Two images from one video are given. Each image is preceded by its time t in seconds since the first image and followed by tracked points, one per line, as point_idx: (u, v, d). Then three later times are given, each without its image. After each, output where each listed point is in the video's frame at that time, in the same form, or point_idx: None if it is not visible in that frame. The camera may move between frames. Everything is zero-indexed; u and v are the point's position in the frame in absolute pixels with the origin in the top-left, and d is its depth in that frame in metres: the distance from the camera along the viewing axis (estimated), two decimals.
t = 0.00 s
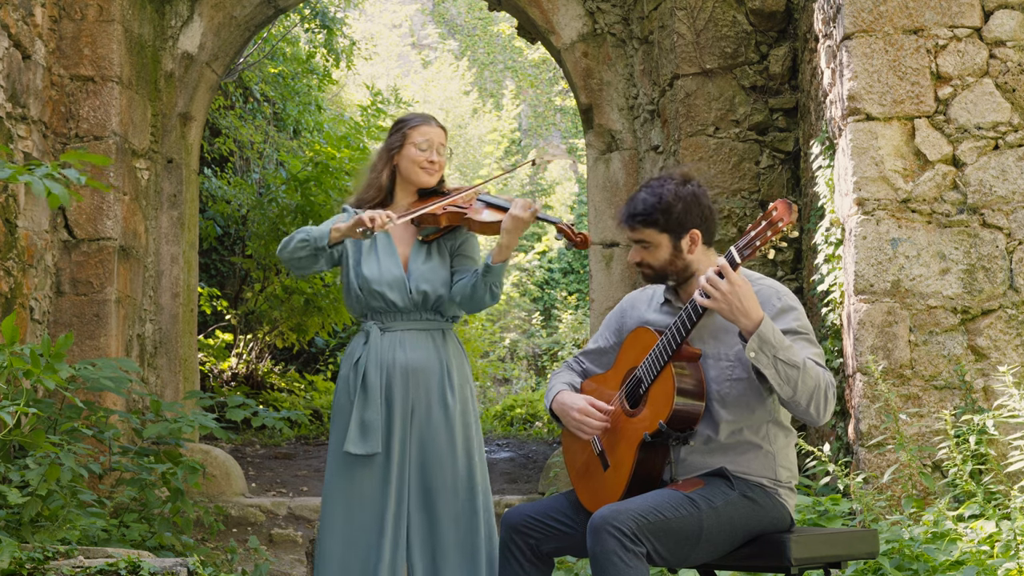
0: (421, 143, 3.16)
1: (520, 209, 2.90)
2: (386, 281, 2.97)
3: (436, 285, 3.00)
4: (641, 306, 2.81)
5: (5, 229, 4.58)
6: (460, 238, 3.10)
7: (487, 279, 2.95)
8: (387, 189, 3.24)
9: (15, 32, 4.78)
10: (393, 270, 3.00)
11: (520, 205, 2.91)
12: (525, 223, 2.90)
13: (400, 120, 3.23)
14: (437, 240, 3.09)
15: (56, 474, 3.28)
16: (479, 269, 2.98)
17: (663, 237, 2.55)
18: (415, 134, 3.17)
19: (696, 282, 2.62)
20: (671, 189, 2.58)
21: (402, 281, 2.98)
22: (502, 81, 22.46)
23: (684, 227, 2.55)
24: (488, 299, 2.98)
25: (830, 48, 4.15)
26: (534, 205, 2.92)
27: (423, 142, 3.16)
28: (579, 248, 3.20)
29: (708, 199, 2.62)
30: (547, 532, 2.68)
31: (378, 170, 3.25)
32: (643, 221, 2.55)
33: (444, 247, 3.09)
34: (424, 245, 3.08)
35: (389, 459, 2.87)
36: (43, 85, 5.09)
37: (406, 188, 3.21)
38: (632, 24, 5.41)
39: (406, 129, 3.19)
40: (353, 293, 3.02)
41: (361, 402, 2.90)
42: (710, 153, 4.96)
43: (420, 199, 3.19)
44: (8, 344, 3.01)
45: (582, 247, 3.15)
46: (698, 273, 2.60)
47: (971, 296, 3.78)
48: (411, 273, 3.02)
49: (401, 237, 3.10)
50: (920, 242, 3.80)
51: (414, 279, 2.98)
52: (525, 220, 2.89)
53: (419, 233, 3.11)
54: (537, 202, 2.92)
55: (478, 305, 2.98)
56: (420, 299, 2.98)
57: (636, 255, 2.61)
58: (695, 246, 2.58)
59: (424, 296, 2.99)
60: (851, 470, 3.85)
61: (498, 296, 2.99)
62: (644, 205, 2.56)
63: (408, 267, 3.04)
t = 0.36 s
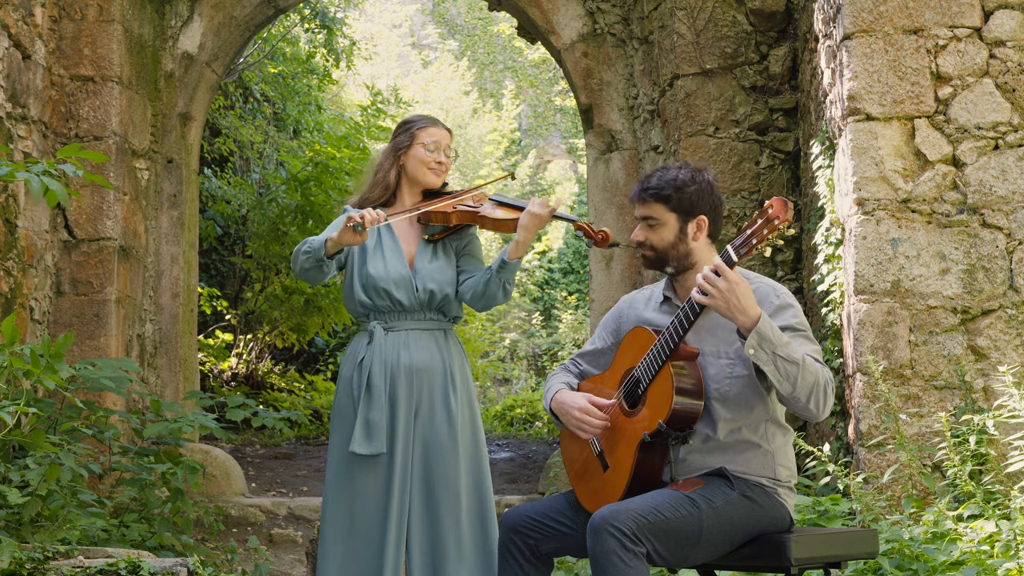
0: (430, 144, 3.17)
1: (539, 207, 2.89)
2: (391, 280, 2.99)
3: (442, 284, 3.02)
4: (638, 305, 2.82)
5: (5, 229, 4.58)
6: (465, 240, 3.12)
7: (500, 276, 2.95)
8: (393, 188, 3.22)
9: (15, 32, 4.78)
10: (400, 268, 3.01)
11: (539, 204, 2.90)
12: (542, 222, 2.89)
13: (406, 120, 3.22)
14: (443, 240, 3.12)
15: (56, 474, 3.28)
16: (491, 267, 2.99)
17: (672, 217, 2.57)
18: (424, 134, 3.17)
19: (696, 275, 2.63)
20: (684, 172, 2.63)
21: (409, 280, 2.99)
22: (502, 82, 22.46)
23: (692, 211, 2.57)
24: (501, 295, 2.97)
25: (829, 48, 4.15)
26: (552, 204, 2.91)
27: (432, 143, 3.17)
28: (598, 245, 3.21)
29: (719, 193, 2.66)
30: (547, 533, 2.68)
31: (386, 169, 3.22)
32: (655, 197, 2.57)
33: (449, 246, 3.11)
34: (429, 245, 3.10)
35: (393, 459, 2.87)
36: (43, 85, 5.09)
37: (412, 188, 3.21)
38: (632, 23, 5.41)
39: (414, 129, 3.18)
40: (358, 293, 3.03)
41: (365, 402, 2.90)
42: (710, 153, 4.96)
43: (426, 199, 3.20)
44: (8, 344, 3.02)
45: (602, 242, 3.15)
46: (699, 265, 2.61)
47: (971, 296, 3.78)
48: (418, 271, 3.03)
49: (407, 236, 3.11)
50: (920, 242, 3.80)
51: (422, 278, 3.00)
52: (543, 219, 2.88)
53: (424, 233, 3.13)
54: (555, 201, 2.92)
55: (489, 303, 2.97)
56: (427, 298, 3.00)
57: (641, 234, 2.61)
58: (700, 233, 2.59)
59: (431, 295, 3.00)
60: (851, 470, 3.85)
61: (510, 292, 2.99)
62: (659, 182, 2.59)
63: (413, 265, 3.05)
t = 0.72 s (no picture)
0: (432, 145, 3.17)
1: (550, 204, 2.93)
2: (397, 279, 2.99)
3: (447, 284, 3.03)
4: (645, 304, 2.82)
5: (5, 229, 4.58)
6: (468, 240, 3.14)
7: (510, 275, 2.97)
8: (395, 189, 3.21)
9: (15, 32, 4.78)
10: (406, 268, 3.01)
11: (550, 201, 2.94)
12: (553, 220, 2.93)
13: (406, 122, 3.22)
14: (446, 240, 3.12)
15: (56, 474, 3.28)
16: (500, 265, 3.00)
17: (693, 210, 2.57)
18: (427, 135, 3.17)
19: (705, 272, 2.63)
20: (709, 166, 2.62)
21: (415, 279, 3.00)
22: (502, 82, 22.47)
23: (714, 207, 2.57)
24: (510, 294, 2.98)
25: (830, 48, 4.16)
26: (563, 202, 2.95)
27: (434, 143, 3.17)
28: (609, 243, 3.21)
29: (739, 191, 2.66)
30: (547, 533, 2.68)
31: (388, 169, 3.20)
32: (678, 187, 2.57)
33: (453, 246, 3.12)
34: (433, 245, 3.10)
35: (398, 459, 2.87)
36: (43, 85, 5.09)
37: (414, 188, 3.21)
38: (632, 24, 5.41)
39: (416, 130, 3.18)
40: (363, 293, 3.02)
41: (370, 402, 2.90)
42: (710, 152, 4.96)
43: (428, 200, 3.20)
44: (8, 344, 3.01)
45: (613, 241, 3.16)
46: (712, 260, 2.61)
47: (971, 296, 3.78)
48: (422, 271, 3.04)
49: (411, 235, 3.11)
50: (920, 242, 3.80)
51: (429, 277, 3.01)
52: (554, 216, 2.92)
53: (428, 233, 3.13)
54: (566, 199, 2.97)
55: (497, 301, 2.99)
56: (432, 300, 3.01)
57: (659, 223, 2.60)
58: (718, 229, 2.59)
59: (436, 295, 3.02)
60: (851, 470, 3.85)
61: (518, 291, 3.00)
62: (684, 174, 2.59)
63: (418, 264, 3.06)
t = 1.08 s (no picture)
0: (430, 145, 3.17)
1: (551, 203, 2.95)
2: (398, 280, 2.99)
3: (449, 283, 3.03)
4: (657, 300, 2.81)
5: (6, 229, 4.58)
6: (469, 239, 3.14)
7: (511, 273, 2.98)
8: (395, 191, 3.20)
9: (15, 32, 4.78)
10: (407, 268, 3.02)
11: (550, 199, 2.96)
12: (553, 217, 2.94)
13: (403, 122, 3.21)
14: (447, 240, 3.13)
15: (56, 474, 3.28)
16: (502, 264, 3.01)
17: (729, 207, 2.54)
18: (425, 135, 3.17)
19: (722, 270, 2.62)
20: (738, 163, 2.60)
21: (416, 279, 3.00)
22: (502, 82, 22.47)
23: (746, 206, 2.57)
24: (512, 293, 2.99)
25: (830, 48, 4.16)
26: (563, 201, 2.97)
27: (432, 143, 3.17)
28: (611, 237, 3.20)
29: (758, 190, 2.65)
30: (548, 532, 2.68)
31: (387, 171, 3.20)
32: (717, 184, 2.54)
33: (454, 246, 3.12)
34: (434, 244, 3.10)
35: (401, 459, 2.88)
36: (43, 85, 5.09)
37: (413, 189, 3.20)
38: (632, 23, 5.41)
39: (413, 131, 3.18)
40: (364, 294, 3.02)
41: (373, 403, 2.90)
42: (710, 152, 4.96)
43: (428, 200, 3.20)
44: (8, 344, 3.01)
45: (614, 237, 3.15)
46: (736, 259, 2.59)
47: (971, 296, 3.78)
48: (423, 271, 3.04)
49: (411, 235, 3.11)
50: (920, 242, 3.80)
51: (430, 277, 3.01)
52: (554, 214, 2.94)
53: (428, 233, 3.12)
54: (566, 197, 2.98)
55: (499, 301, 2.99)
56: (434, 299, 3.01)
57: (693, 220, 2.54)
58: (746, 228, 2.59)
59: (438, 295, 3.02)
60: (851, 470, 3.85)
61: (520, 290, 3.01)
62: (716, 170, 2.56)
63: (419, 264, 3.06)
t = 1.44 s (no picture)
0: (425, 146, 3.17)
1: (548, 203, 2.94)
2: (395, 281, 2.99)
3: (447, 284, 3.03)
4: (664, 298, 2.81)
5: (5, 229, 4.58)
6: (468, 238, 3.14)
7: (510, 274, 2.97)
8: (392, 193, 3.20)
9: (15, 32, 4.78)
10: (404, 270, 3.01)
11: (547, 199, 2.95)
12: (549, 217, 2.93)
13: (397, 123, 3.21)
14: (446, 240, 3.13)
15: (56, 474, 3.28)
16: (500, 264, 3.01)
17: (755, 207, 2.54)
18: (419, 135, 3.17)
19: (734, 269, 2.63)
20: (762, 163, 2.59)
21: (413, 281, 2.99)
22: (501, 82, 22.46)
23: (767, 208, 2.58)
24: (511, 293, 2.99)
25: (830, 48, 4.15)
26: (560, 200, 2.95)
27: (427, 143, 3.18)
28: (603, 236, 3.20)
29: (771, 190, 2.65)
30: (548, 532, 2.68)
31: (383, 174, 3.20)
32: (750, 186, 2.53)
33: (453, 245, 3.12)
34: (433, 244, 3.10)
35: (399, 458, 2.88)
36: (43, 85, 5.09)
37: (410, 189, 3.21)
38: (632, 23, 5.41)
39: (407, 132, 3.18)
40: (363, 299, 3.03)
41: (371, 402, 2.91)
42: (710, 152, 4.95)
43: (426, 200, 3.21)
44: (8, 343, 3.01)
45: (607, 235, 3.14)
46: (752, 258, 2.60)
47: (971, 296, 3.78)
48: (421, 272, 3.03)
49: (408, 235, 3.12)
50: (920, 242, 3.80)
51: (427, 277, 3.01)
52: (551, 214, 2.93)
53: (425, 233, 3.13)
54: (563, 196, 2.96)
55: (498, 300, 2.99)
56: (432, 299, 3.01)
57: (722, 220, 2.53)
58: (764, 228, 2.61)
59: (436, 296, 3.01)
60: (851, 470, 3.85)
61: (519, 290, 3.01)
62: (746, 170, 2.55)
63: (417, 265, 3.06)
